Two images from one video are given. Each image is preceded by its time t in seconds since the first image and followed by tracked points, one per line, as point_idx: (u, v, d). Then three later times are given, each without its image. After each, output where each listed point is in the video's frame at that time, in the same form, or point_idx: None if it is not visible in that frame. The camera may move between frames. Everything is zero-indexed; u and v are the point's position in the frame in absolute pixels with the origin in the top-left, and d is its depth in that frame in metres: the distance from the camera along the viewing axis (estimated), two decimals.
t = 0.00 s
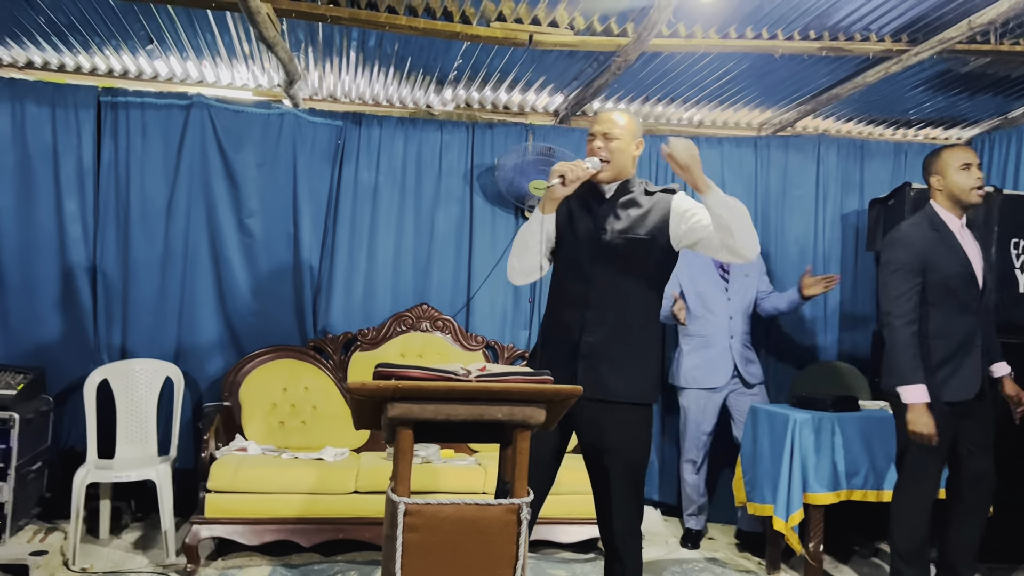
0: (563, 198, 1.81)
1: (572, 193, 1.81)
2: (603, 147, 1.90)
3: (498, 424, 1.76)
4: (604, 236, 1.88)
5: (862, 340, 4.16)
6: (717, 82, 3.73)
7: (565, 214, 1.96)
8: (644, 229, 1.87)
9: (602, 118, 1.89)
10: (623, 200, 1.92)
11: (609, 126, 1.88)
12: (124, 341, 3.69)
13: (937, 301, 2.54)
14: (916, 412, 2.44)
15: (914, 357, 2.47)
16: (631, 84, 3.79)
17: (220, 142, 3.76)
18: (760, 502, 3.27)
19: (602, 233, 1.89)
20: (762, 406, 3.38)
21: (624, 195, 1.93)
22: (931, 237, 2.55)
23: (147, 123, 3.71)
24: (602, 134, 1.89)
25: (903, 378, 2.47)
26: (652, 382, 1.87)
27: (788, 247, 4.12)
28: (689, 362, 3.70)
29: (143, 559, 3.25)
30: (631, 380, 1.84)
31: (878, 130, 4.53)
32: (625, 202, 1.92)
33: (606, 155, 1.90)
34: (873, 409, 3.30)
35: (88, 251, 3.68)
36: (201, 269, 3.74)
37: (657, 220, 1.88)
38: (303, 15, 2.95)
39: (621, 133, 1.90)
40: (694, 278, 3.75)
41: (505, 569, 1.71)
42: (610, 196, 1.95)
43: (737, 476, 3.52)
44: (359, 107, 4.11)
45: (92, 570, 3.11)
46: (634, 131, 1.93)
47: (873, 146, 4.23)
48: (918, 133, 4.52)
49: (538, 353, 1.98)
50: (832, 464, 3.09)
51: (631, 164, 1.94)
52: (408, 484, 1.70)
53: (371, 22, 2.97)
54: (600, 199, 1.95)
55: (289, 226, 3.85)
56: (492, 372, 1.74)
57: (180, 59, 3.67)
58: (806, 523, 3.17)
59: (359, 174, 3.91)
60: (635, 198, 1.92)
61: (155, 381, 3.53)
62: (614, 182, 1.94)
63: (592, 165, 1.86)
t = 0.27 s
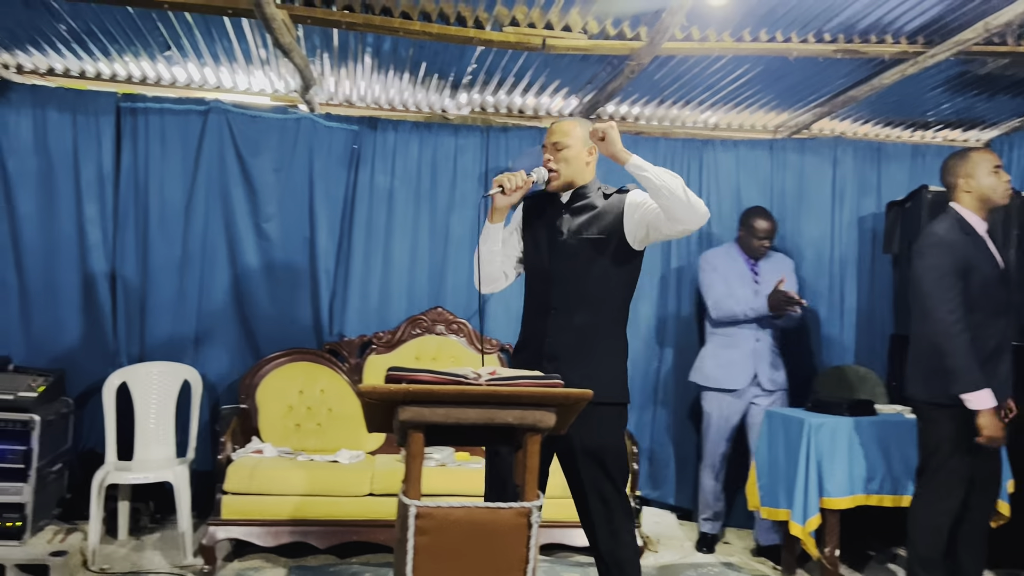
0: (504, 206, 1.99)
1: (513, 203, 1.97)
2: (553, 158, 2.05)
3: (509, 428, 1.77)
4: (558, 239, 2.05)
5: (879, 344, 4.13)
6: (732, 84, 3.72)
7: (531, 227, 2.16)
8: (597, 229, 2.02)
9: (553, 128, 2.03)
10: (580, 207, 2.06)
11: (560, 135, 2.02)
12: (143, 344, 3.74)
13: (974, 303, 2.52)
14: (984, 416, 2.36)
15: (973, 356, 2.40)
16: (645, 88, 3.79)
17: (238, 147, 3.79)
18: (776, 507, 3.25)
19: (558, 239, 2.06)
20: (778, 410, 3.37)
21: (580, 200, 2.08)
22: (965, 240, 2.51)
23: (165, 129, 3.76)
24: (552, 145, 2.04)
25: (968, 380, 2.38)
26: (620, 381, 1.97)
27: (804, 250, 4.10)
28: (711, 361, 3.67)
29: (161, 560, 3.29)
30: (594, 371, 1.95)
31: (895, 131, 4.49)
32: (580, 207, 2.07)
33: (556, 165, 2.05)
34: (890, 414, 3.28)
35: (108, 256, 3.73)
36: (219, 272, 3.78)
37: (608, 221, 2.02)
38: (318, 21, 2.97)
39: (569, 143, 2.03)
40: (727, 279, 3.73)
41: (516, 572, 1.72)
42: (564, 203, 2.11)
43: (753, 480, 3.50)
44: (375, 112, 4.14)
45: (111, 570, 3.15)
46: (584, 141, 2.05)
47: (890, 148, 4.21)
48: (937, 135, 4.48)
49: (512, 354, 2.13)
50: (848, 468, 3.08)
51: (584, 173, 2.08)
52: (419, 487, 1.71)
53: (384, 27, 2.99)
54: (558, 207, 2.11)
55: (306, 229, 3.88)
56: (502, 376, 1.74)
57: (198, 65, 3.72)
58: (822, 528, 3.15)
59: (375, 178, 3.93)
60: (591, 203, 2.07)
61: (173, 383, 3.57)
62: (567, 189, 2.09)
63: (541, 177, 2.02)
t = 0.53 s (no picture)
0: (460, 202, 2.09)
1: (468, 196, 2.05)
2: (510, 155, 2.02)
3: (521, 431, 1.77)
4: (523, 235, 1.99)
5: (897, 347, 4.10)
6: (748, 86, 3.71)
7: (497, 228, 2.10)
8: (551, 222, 1.95)
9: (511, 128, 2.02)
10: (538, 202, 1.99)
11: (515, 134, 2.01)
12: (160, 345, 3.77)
13: (1010, 301, 2.68)
14: None
15: (1011, 352, 2.56)
16: (660, 90, 3.78)
17: (254, 151, 3.82)
18: (792, 511, 3.23)
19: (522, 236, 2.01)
20: (794, 413, 3.35)
21: (538, 196, 2.01)
22: (1000, 240, 2.67)
23: (183, 133, 3.79)
24: (511, 143, 2.01)
25: (1010, 377, 2.53)
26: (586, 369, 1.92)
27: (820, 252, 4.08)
28: (742, 366, 3.67)
29: (178, 560, 3.32)
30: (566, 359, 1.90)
31: (913, 133, 4.45)
32: (538, 203, 2.00)
33: (511, 163, 2.02)
34: (907, 417, 3.26)
35: (126, 259, 3.76)
36: (236, 274, 3.81)
37: (564, 214, 1.94)
38: (334, 26, 2.99)
39: (526, 140, 2.00)
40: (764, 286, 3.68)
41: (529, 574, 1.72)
42: (524, 199, 2.03)
43: (769, 484, 3.48)
44: (390, 115, 4.15)
45: (129, 569, 3.18)
46: (539, 137, 2.01)
47: (908, 149, 4.18)
48: (955, 137, 4.44)
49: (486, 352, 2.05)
50: (865, 472, 3.06)
51: (541, 169, 2.02)
52: (432, 489, 1.71)
53: (399, 31, 3.00)
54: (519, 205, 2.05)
55: (322, 232, 3.90)
56: (515, 378, 1.75)
57: (216, 69, 3.75)
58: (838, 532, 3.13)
59: (390, 181, 3.95)
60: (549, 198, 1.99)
61: (191, 384, 3.60)
62: (526, 187, 2.03)
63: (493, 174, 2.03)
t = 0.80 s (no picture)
0: (448, 207, 2.07)
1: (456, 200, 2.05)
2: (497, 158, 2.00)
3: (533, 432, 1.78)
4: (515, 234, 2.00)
5: (913, 349, 4.07)
6: (763, 87, 3.69)
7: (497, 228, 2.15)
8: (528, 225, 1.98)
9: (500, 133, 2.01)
10: (525, 206, 2.00)
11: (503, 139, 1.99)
12: (176, 346, 3.80)
13: None
14: None
15: None
16: (674, 91, 3.78)
17: (270, 153, 3.84)
18: (806, 513, 3.22)
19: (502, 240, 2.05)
20: (808, 415, 3.34)
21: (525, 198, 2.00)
22: None
23: (199, 135, 3.82)
24: (498, 146, 1.99)
25: None
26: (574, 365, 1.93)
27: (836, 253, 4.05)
28: (763, 363, 3.65)
29: (194, 559, 3.34)
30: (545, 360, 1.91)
31: (930, 134, 4.42)
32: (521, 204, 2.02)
33: (498, 165, 2.00)
34: (923, 420, 3.24)
35: (143, 261, 3.79)
36: (251, 275, 3.83)
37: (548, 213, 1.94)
38: (348, 29, 3.01)
39: (512, 143, 1.98)
40: (796, 285, 3.64)
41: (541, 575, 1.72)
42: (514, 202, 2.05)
43: (784, 486, 3.47)
44: (404, 117, 4.16)
45: (145, 569, 3.21)
46: (525, 139, 1.99)
47: (924, 150, 4.15)
48: (973, 137, 4.40)
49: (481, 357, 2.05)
50: (880, 475, 3.04)
51: (529, 170, 2.00)
52: (444, 490, 1.72)
53: (413, 34, 3.02)
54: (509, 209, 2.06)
55: (336, 234, 3.92)
56: (528, 380, 1.75)
57: (231, 72, 3.77)
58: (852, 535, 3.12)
59: (404, 183, 3.96)
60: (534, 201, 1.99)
61: (206, 385, 3.63)
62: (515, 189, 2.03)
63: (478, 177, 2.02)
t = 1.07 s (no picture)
0: (455, 201, 2.07)
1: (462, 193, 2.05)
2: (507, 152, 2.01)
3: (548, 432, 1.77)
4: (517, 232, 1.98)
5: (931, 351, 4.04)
6: (779, 86, 3.67)
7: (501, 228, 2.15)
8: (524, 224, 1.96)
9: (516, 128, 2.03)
10: (525, 203, 1.99)
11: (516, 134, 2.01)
12: (191, 346, 3.81)
13: None
14: None
15: None
16: (689, 91, 3.76)
17: (284, 154, 3.86)
18: (823, 515, 3.19)
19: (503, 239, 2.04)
20: (824, 417, 3.32)
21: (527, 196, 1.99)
22: None
23: (214, 136, 3.84)
24: (509, 141, 2.00)
25: None
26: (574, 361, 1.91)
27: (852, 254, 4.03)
28: (783, 364, 3.63)
29: (208, 559, 3.35)
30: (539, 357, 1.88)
31: (947, 133, 4.38)
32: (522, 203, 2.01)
33: (507, 159, 2.01)
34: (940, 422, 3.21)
35: (158, 261, 3.81)
36: (265, 275, 3.84)
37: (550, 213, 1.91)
38: (362, 29, 3.01)
39: (522, 139, 1.99)
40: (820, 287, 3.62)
41: None
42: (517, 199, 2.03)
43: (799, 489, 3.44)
44: (418, 118, 4.17)
45: (160, 568, 3.22)
46: (536, 138, 1.99)
47: (941, 150, 4.11)
48: (990, 137, 4.36)
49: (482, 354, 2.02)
50: (898, 477, 3.02)
51: (535, 169, 1.99)
52: (460, 490, 1.72)
53: (428, 34, 3.02)
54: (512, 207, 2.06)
55: (350, 234, 3.92)
56: (543, 380, 1.74)
57: (246, 73, 3.79)
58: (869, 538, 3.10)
59: (418, 184, 3.96)
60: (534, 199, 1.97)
61: (221, 385, 3.64)
62: (519, 187, 2.02)
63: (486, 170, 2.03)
